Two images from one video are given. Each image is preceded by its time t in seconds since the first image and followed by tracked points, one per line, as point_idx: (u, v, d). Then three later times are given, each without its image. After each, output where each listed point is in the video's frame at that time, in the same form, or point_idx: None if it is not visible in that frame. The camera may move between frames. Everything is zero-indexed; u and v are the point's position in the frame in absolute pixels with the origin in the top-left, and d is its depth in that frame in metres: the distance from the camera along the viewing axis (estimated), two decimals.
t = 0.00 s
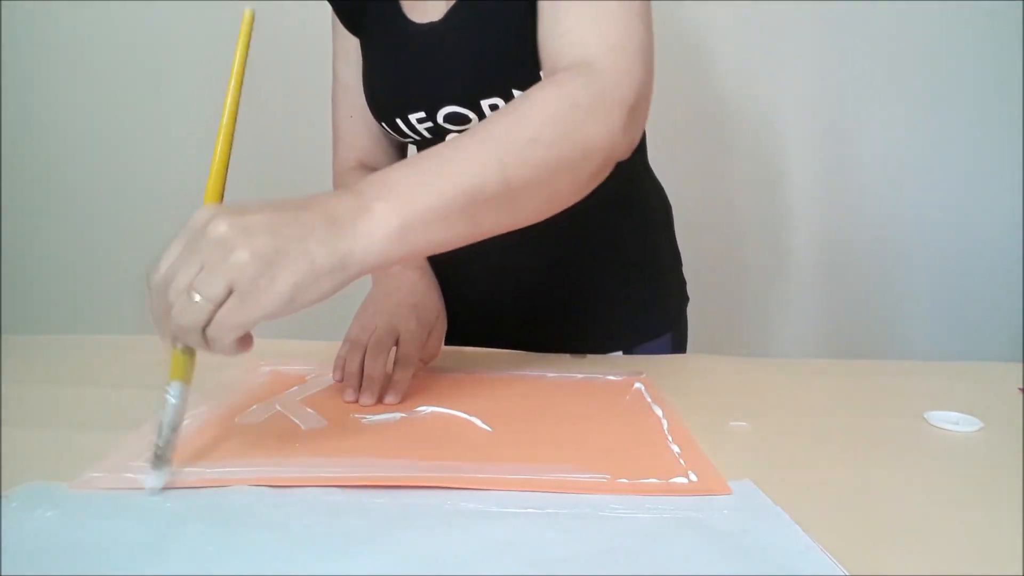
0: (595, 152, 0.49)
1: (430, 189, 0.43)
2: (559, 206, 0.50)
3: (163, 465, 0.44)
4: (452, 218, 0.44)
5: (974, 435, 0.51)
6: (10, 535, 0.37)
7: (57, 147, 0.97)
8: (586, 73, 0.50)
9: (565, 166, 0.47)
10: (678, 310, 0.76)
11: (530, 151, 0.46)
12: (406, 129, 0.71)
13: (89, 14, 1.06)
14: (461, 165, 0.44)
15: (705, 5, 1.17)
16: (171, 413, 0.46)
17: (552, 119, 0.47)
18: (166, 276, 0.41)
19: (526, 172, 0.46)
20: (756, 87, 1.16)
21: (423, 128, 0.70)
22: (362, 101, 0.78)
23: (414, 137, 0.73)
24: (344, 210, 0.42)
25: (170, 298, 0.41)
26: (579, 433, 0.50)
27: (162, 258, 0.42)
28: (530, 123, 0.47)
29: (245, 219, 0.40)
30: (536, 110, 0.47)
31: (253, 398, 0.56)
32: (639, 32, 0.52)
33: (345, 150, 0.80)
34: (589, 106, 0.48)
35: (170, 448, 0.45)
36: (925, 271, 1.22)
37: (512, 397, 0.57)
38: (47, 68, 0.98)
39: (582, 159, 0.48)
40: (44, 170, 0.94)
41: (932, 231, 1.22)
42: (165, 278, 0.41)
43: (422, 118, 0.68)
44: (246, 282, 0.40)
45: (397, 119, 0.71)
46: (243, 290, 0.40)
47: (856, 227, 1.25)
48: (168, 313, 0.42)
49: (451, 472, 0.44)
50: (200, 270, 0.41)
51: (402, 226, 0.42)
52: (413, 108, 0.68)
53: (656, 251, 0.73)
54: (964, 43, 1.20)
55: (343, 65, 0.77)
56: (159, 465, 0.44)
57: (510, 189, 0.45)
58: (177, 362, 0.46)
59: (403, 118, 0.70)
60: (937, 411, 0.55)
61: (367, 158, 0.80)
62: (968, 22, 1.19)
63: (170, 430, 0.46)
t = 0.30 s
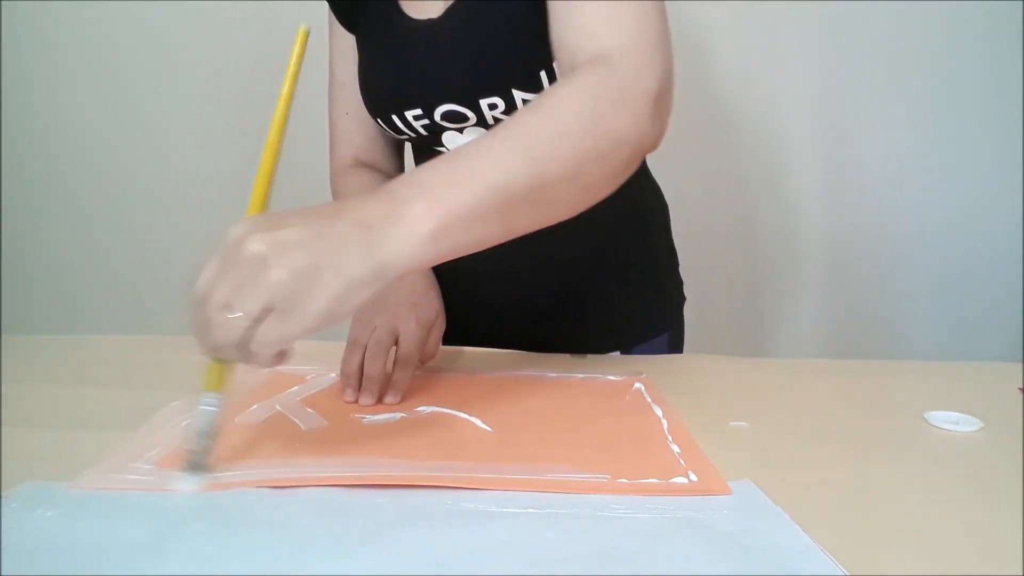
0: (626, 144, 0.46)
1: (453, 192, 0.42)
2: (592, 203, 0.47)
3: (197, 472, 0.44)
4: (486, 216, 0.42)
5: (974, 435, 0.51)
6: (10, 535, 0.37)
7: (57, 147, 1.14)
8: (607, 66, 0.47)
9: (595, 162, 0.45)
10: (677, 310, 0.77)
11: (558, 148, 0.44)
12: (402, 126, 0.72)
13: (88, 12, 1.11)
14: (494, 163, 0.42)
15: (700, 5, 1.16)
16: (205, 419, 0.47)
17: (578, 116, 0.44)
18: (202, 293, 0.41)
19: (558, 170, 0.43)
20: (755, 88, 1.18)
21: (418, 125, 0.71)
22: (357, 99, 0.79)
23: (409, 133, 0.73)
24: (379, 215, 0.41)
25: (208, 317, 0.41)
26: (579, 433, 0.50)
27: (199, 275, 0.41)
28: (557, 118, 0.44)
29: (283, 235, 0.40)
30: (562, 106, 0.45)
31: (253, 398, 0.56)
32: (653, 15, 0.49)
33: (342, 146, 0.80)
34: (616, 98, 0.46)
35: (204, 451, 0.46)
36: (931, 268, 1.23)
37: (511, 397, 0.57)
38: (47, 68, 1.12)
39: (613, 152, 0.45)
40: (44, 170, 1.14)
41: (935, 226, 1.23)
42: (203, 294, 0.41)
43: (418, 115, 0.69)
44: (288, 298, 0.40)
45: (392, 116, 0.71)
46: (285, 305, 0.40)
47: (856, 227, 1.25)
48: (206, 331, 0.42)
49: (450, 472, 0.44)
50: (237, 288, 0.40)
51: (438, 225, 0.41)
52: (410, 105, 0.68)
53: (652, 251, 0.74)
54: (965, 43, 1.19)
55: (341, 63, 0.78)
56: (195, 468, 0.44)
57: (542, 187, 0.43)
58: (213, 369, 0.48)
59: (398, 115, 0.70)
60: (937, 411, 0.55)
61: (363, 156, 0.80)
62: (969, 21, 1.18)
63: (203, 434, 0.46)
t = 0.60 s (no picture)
0: (661, 143, 0.45)
1: (491, 191, 0.40)
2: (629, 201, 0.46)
3: (228, 466, 0.44)
4: (533, 213, 0.40)
5: (974, 435, 0.51)
6: (10, 535, 0.37)
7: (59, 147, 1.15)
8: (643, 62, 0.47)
9: (638, 158, 0.44)
10: (677, 310, 0.77)
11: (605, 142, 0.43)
12: (408, 122, 0.70)
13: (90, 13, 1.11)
14: (532, 161, 0.41)
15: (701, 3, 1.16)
16: (240, 417, 0.46)
17: (622, 112, 0.44)
18: (257, 294, 0.42)
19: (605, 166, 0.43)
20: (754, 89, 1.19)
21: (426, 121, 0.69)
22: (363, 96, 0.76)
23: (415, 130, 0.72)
24: (423, 217, 0.39)
25: (263, 319, 0.42)
26: (580, 433, 0.50)
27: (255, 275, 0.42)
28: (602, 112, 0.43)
29: (325, 241, 0.39)
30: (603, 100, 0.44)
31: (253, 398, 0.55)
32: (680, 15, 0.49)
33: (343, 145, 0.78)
34: (651, 94, 0.45)
35: (235, 447, 0.46)
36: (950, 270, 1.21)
37: (511, 397, 0.57)
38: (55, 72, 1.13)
39: (654, 147, 0.45)
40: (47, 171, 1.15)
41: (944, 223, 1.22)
42: (256, 296, 0.42)
43: (427, 110, 0.68)
44: (336, 305, 0.40)
45: (399, 111, 0.69)
46: (334, 314, 0.40)
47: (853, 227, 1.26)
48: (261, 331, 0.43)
49: (451, 472, 0.44)
50: (289, 291, 0.41)
51: (491, 220, 0.39)
52: (418, 101, 0.67)
53: (658, 253, 0.75)
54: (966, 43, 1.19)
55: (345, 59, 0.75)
56: (224, 464, 0.44)
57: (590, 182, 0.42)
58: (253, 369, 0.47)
59: (405, 111, 0.69)
60: (937, 411, 0.55)
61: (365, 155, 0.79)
62: (971, 21, 1.18)
63: (240, 432, 0.46)
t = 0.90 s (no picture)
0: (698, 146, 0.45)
1: (551, 196, 0.39)
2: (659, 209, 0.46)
3: (271, 448, 0.46)
4: (589, 216, 0.40)
5: (973, 435, 0.51)
6: (10, 535, 0.37)
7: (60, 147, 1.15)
8: (674, 62, 0.46)
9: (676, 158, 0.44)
10: (684, 313, 0.77)
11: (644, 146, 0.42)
12: (421, 120, 0.68)
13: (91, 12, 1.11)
14: (585, 166, 0.40)
15: None
16: (285, 406, 0.47)
17: (659, 113, 0.43)
18: (319, 290, 0.40)
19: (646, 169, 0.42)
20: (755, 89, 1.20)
21: (441, 119, 0.68)
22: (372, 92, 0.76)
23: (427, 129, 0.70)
24: (491, 219, 0.38)
25: (325, 317, 0.40)
26: (580, 433, 0.50)
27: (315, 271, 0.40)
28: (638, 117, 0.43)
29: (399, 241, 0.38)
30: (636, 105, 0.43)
31: (253, 398, 0.55)
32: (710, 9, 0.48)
33: (353, 140, 0.77)
34: (695, 96, 0.44)
35: (280, 431, 0.46)
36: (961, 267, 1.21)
37: (511, 397, 0.57)
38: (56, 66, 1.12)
39: (691, 147, 0.44)
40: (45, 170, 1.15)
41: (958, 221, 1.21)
42: (317, 295, 0.40)
43: (442, 108, 0.66)
44: (409, 307, 0.38)
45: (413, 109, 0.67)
46: (407, 315, 0.39)
47: (851, 226, 1.25)
48: (323, 327, 0.40)
49: (448, 473, 0.44)
50: (356, 289, 0.39)
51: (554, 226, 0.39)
52: (432, 97, 0.66)
53: (669, 253, 0.74)
54: (974, 41, 1.18)
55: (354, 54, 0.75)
56: (268, 447, 0.45)
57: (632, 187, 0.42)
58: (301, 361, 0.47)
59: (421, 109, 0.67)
60: (937, 411, 0.55)
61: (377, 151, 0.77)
62: (979, 18, 1.17)
63: (281, 420, 0.46)
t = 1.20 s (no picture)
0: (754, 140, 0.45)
1: (619, 200, 0.38)
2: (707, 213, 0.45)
3: (350, 450, 0.45)
4: (655, 219, 0.39)
5: (973, 435, 0.51)
6: (10, 535, 0.37)
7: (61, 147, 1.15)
8: (722, 63, 0.45)
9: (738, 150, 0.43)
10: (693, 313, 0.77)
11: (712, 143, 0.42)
12: (437, 114, 0.67)
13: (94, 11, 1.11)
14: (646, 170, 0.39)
15: None
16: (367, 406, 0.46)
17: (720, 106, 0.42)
18: (410, 292, 0.37)
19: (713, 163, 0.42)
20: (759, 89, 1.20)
21: (458, 115, 0.66)
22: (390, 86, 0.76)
23: (442, 124, 0.69)
24: (583, 214, 0.37)
25: (418, 320, 0.37)
26: (580, 433, 0.50)
27: (402, 270, 0.38)
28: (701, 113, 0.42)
29: (498, 240, 0.36)
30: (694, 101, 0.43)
31: (253, 398, 0.55)
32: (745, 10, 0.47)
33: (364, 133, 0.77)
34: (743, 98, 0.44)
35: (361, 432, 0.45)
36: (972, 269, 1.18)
37: (511, 397, 0.57)
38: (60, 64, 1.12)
39: (740, 150, 0.43)
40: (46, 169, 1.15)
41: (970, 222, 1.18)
42: (410, 296, 0.37)
43: (459, 104, 0.65)
44: (512, 308, 0.37)
45: (429, 104, 0.66)
46: (508, 317, 0.37)
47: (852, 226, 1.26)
48: (414, 332, 0.38)
49: (448, 475, 0.44)
50: (455, 291, 0.37)
51: (632, 227, 0.38)
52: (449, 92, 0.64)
53: (678, 254, 0.74)
54: (977, 40, 1.18)
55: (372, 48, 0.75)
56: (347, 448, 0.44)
57: (704, 182, 0.41)
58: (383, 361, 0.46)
59: (437, 104, 0.66)
60: (937, 411, 0.55)
61: (387, 145, 0.78)
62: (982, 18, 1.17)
63: (364, 420, 0.45)
